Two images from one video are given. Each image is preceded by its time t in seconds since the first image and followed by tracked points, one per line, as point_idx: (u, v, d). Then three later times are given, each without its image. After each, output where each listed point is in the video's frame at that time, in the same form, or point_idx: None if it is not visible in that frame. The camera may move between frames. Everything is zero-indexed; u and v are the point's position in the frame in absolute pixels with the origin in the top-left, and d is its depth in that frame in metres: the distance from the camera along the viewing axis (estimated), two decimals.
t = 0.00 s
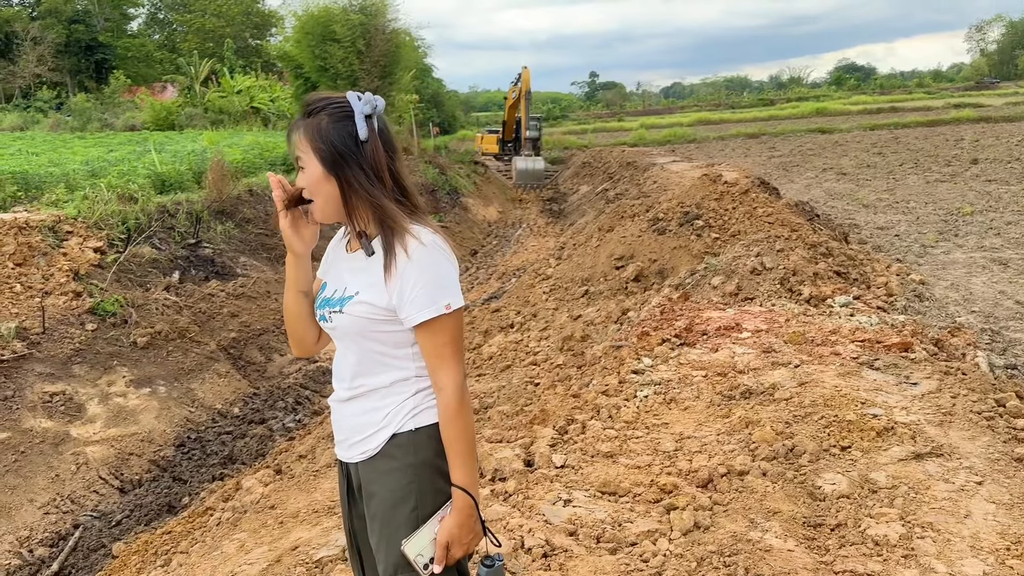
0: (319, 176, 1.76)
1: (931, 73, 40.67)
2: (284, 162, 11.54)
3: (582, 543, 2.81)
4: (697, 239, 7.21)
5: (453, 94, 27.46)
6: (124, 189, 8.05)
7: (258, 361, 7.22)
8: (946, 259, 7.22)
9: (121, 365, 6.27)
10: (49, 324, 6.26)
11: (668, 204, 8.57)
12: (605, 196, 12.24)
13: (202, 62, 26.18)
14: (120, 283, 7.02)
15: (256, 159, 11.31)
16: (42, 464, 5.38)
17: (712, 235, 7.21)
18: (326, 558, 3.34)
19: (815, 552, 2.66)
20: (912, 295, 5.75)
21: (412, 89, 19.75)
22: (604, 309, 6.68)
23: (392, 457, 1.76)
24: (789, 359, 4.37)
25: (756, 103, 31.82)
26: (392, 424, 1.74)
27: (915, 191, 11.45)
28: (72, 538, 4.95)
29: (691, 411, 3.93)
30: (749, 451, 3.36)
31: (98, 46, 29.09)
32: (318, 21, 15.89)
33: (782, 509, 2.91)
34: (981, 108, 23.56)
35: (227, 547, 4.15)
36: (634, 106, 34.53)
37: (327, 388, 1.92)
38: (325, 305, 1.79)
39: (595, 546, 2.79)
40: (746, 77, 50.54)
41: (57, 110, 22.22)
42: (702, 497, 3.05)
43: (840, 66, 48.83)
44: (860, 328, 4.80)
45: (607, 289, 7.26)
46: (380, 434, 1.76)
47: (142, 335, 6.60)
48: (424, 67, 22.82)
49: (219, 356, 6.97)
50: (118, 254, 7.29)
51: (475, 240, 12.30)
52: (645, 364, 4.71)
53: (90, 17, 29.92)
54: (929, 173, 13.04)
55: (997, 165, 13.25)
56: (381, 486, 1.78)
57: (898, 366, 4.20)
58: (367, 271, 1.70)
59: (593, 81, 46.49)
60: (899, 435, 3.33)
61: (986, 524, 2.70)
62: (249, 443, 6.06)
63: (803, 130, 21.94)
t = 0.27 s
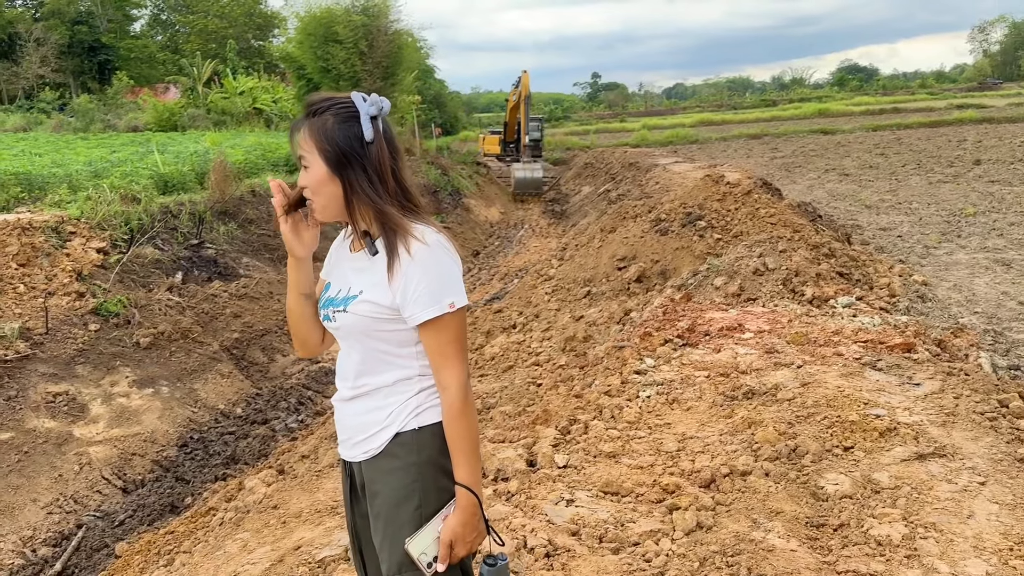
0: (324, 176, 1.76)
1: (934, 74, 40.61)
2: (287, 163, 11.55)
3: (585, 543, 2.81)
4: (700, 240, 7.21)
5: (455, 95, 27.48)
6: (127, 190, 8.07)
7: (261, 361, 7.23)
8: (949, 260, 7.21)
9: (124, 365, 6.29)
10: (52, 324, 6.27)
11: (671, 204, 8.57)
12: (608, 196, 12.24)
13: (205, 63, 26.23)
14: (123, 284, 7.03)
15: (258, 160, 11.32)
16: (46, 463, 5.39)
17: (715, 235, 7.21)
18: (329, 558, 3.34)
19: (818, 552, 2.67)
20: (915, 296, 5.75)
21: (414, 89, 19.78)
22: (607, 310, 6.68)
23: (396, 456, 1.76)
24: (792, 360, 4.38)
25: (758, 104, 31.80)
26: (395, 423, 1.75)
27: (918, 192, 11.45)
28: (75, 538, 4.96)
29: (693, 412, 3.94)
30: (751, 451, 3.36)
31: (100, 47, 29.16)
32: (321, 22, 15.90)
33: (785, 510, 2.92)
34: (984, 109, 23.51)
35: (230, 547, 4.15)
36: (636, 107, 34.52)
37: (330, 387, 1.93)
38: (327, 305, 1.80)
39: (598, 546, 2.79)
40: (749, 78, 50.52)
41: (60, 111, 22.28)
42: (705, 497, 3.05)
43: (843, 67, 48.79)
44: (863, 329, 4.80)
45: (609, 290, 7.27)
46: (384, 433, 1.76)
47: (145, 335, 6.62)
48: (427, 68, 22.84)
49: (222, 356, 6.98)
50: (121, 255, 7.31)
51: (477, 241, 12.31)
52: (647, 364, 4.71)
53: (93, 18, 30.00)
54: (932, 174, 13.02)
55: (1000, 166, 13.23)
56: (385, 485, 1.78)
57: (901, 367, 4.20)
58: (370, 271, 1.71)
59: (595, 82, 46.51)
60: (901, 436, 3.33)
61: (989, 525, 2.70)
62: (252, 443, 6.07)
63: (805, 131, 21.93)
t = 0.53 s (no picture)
0: (329, 175, 1.76)
1: (936, 74, 40.56)
2: (288, 163, 11.57)
3: (587, 543, 2.81)
4: (702, 240, 7.20)
5: (457, 95, 27.49)
6: (129, 191, 8.09)
7: (263, 361, 7.24)
8: (951, 260, 7.20)
9: (126, 365, 6.29)
10: (55, 325, 6.28)
11: (672, 205, 8.57)
12: (609, 197, 12.24)
13: (207, 64, 26.27)
14: (125, 284, 7.04)
15: (260, 161, 11.33)
16: (48, 464, 5.40)
17: (716, 236, 7.21)
18: (331, 558, 3.34)
19: (820, 553, 2.66)
20: (917, 297, 5.74)
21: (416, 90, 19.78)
22: (608, 310, 6.68)
23: (397, 456, 1.76)
24: (794, 360, 4.37)
25: (759, 104, 31.76)
26: (396, 423, 1.75)
27: (920, 192, 11.43)
28: (77, 538, 4.97)
29: (695, 412, 3.94)
30: (753, 451, 3.36)
31: (102, 48, 29.20)
32: (322, 23, 15.91)
33: (787, 510, 2.91)
34: (986, 109, 23.49)
35: (231, 547, 4.16)
36: (637, 108, 34.48)
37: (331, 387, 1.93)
38: (329, 304, 1.80)
39: (600, 546, 2.79)
40: (750, 78, 50.50)
41: (62, 112, 22.32)
42: (707, 498, 3.05)
43: (845, 67, 48.73)
44: (865, 329, 4.79)
45: (611, 290, 7.26)
46: (384, 433, 1.76)
47: (147, 336, 6.62)
48: (428, 68, 22.86)
49: (224, 357, 6.99)
50: (122, 255, 7.32)
51: (479, 241, 12.31)
52: (649, 365, 4.71)
53: (95, 18, 30.03)
54: (934, 174, 13.01)
55: (1002, 166, 13.21)
56: (385, 486, 1.78)
57: (903, 367, 4.20)
58: (372, 272, 1.71)
59: (597, 83, 46.51)
60: (904, 436, 3.32)
61: (991, 525, 2.70)
62: (253, 444, 6.07)
63: (807, 131, 21.92)
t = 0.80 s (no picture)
0: (330, 176, 1.77)
1: (937, 74, 40.53)
2: (289, 164, 11.57)
3: (588, 544, 2.82)
4: (703, 241, 7.21)
5: (458, 95, 27.52)
6: (130, 191, 8.09)
7: (265, 362, 7.25)
8: (952, 261, 7.20)
9: (128, 366, 6.30)
10: (56, 325, 6.28)
11: (673, 205, 8.57)
12: (610, 197, 12.24)
13: (209, 64, 26.30)
14: (126, 285, 7.05)
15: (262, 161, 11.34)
16: (49, 464, 5.41)
17: (718, 236, 7.21)
18: (332, 559, 3.35)
19: (821, 553, 2.66)
20: (918, 297, 5.74)
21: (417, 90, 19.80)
22: (609, 310, 6.68)
23: (396, 457, 1.76)
24: (794, 361, 4.37)
25: (761, 104, 31.76)
26: (395, 424, 1.75)
27: (921, 192, 11.43)
28: (79, 538, 4.97)
29: (696, 412, 3.94)
30: (754, 452, 3.36)
31: (104, 49, 29.25)
32: (323, 23, 15.92)
33: (788, 510, 2.91)
34: (988, 109, 23.47)
35: (233, 547, 4.16)
36: (638, 108, 34.48)
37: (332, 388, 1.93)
38: (328, 306, 1.80)
39: (601, 547, 2.80)
40: (751, 78, 50.51)
41: (63, 112, 22.35)
42: (708, 498, 3.05)
43: (846, 67, 48.73)
44: (866, 330, 4.79)
45: (612, 291, 7.26)
46: (384, 434, 1.76)
47: (149, 336, 6.63)
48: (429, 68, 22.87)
49: (225, 357, 6.99)
50: (124, 255, 7.33)
51: (480, 242, 12.32)
52: (650, 365, 4.71)
53: (97, 19, 30.07)
54: (935, 175, 13.00)
55: (1003, 166, 13.21)
56: (385, 486, 1.79)
57: (904, 368, 4.20)
58: (370, 273, 1.71)
59: (598, 83, 46.53)
60: (904, 436, 3.33)
61: (991, 526, 2.70)
62: (255, 444, 6.08)
63: (808, 131, 21.92)
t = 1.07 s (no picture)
0: (326, 176, 1.77)
1: (939, 74, 40.47)
2: (291, 164, 11.57)
3: (588, 544, 2.82)
4: (704, 241, 7.20)
5: (459, 95, 27.51)
6: (132, 191, 8.10)
7: (266, 362, 7.25)
8: (953, 261, 7.20)
9: (129, 366, 6.31)
10: (57, 325, 6.29)
11: (674, 205, 8.57)
12: (611, 197, 12.23)
13: (210, 65, 26.31)
14: (128, 285, 7.05)
15: (263, 161, 11.34)
16: (51, 464, 5.41)
17: (719, 236, 7.20)
18: (332, 559, 3.35)
19: (821, 553, 2.67)
20: (919, 297, 5.73)
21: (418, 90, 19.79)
22: (610, 310, 6.68)
23: (391, 458, 1.77)
24: (795, 361, 4.37)
25: (762, 104, 31.73)
26: (390, 425, 1.76)
27: (922, 192, 11.42)
28: (80, 538, 4.98)
29: (696, 412, 3.94)
30: (754, 452, 3.36)
31: (106, 49, 29.27)
32: (325, 23, 15.92)
33: (788, 510, 2.91)
34: (989, 109, 23.45)
35: (234, 547, 4.17)
36: (640, 108, 34.44)
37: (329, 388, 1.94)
38: (326, 307, 1.80)
39: (601, 547, 2.80)
40: (752, 78, 50.48)
41: (65, 112, 22.36)
42: (708, 498, 3.05)
43: (847, 67, 48.68)
44: (867, 330, 4.79)
45: (613, 291, 7.26)
46: (380, 434, 1.77)
47: (150, 336, 6.64)
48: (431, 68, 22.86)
49: (227, 357, 7.00)
50: (125, 255, 7.34)
51: (481, 242, 12.32)
52: (651, 365, 4.71)
53: (98, 19, 30.06)
54: (937, 174, 12.99)
55: (1005, 166, 13.19)
56: (380, 486, 1.80)
57: (904, 368, 4.19)
58: (366, 274, 1.71)
59: (599, 83, 46.51)
60: (905, 436, 3.32)
61: (992, 526, 2.70)
62: (256, 444, 6.09)
63: (810, 131, 21.90)
